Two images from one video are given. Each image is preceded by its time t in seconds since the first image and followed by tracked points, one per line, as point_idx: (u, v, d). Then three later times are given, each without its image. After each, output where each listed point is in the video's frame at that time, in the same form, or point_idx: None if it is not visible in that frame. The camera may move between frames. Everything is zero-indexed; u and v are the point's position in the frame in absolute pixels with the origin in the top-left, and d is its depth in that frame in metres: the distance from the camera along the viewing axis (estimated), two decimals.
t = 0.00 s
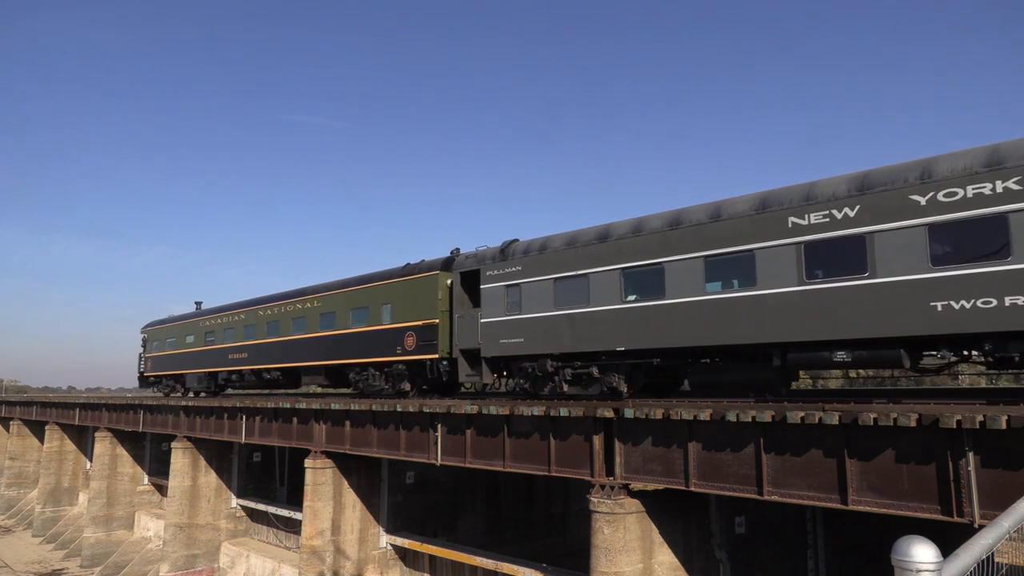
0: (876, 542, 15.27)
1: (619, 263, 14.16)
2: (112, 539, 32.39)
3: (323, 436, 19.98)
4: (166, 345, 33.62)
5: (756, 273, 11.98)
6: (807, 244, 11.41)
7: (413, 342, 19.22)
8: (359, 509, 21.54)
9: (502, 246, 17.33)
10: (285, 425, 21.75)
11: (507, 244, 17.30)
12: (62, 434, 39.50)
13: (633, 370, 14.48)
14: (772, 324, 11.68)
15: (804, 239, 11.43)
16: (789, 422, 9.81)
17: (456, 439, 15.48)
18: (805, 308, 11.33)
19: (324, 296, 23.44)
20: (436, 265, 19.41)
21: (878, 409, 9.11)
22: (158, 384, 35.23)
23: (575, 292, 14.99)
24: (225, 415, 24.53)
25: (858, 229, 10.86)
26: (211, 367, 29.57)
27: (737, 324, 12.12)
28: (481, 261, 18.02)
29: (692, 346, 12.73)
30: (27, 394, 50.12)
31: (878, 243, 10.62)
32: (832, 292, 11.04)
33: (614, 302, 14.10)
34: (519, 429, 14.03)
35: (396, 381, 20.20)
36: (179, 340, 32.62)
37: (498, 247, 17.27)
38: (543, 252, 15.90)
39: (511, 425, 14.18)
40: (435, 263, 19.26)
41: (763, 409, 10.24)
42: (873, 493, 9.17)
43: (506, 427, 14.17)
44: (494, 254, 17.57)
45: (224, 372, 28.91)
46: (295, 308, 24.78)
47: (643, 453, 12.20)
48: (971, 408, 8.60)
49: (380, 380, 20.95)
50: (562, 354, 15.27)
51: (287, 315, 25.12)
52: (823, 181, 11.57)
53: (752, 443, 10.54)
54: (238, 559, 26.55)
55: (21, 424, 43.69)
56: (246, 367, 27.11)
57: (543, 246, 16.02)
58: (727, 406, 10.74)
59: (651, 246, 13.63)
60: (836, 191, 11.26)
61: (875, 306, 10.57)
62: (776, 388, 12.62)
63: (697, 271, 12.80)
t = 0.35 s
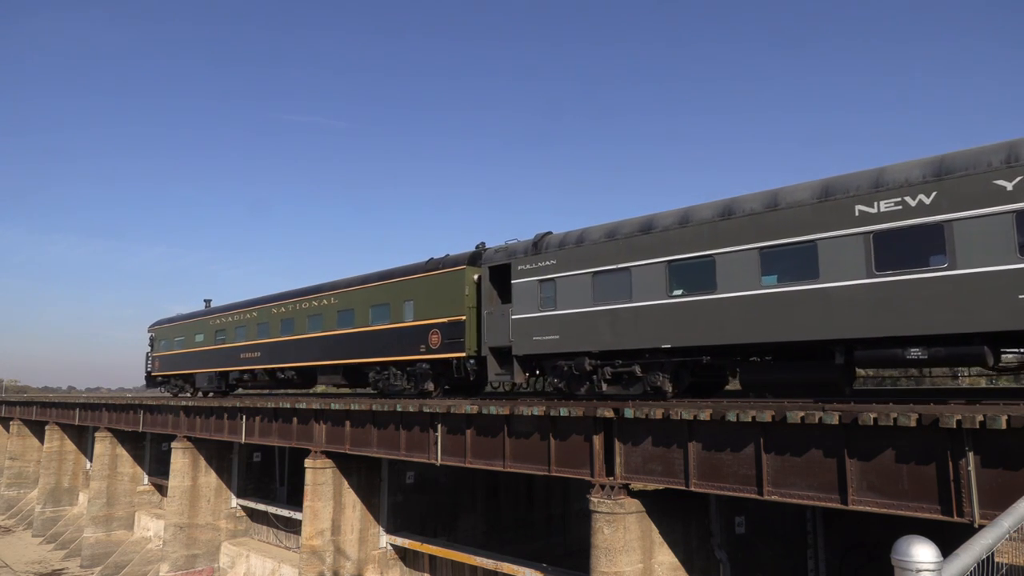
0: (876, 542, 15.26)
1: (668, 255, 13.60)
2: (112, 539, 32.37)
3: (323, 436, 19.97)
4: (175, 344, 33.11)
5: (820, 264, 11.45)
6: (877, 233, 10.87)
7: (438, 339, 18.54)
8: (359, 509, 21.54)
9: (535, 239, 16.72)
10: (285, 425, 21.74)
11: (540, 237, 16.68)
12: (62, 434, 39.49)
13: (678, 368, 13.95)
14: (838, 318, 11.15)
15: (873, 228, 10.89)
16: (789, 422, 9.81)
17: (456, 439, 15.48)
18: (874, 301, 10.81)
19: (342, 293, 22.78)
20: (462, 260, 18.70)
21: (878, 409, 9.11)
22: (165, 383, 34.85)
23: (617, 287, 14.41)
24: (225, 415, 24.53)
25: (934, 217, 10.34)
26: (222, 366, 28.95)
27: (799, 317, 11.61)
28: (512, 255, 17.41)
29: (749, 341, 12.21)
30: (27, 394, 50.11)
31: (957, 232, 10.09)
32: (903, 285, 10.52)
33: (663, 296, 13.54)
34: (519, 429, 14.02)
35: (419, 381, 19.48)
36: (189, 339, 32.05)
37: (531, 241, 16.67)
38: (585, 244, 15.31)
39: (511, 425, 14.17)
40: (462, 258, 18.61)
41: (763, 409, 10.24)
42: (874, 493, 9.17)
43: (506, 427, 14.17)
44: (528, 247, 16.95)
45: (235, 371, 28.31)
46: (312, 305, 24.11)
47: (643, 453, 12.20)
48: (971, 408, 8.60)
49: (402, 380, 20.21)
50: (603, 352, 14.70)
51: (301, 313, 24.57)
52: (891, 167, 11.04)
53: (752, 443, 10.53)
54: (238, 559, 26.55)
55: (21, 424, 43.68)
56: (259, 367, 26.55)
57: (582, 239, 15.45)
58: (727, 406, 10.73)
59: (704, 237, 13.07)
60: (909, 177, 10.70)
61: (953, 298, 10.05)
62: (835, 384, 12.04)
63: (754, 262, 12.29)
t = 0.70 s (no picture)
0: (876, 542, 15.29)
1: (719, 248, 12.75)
2: (112, 539, 32.36)
3: (323, 436, 19.98)
4: (185, 343, 32.53)
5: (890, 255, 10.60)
6: (955, 222, 10.01)
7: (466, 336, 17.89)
8: (359, 509, 21.55)
9: (571, 231, 15.83)
10: (285, 425, 21.75)
11: (576, 229, 15.81)
12: (62, 434, 39.49)
13: (729, 367, 13.10)
14: (907, 313, 10.32)
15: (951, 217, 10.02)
16: (789, 421, 9.82)
17: (456, 439, 15.48)
18: (950, 295, 9.95)
19: (361, 290, 22.12)
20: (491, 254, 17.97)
21: (878, 409, 9.11)
22: (172, 384, 34.18)
23: (662, 281, 13.56)
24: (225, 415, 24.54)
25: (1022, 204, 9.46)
26: (235, 364, 28.32)
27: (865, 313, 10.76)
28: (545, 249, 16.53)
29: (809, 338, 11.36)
30: (27, 394, 50.12)
31: None
32: (984, 277, 9.66)
33: (714, 290, 12.70)
34: (519, 429, 14.03)
35: (444, 380, 18.80)
36: (200, 337, 31.47)
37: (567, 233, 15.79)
38: (626, 237, 14.45)
39: (511, 425, 14.18)
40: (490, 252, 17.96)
41: (763, 409, 10.25)
42: (874, 493, 9.18)
43: (506, 427, 14.18)
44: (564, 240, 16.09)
45: (248, 370, 27.74)
46: (329, 302, 23.46)
47: (643, 453, 12.21)
48: (971, 408, 8.61)
49: (425, 380, 19.50)
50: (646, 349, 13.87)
51: (318, 309, 23.93)
52: (973, 150, 10.15)
53: (753, 443, 10.54)
54: (238, 559, 26.55)
55: (21, 424, 43.69)
56: (274, 366, 25.89)
57: (623, 231, 14.59)
58: (727, 406, 10.74)
59: (759, 227, 12.23)
60: (993, 160, 9.81)
61: None
62: (904, 385, 11.12)
63: (816, 254, 11.43)
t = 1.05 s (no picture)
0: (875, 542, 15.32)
1: (777, 238, 11.90)
2: (112, 540, 32.35)
3: (323, 436, 19.97)
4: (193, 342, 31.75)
5: (974, 244, 9.75)
6: None
7: (495, 335, 17.05)
8: (359, 509, 21.54)
9: (610, 223, 14.90)
10: (285, 425, 21.75)
11: (617, 220, 14.89)
12: (62, 434, 39.48)
13: (786, 364, 12.33)
14: (992, 308, 9.49)
15: None
16: (789, 422, 9.82)
17: (456, 439, 15.48)
18: None
19: (382, 286, 21.21)
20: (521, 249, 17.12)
21: (878, 409, 9.11)
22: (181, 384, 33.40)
23: (712, 273, 12.70)
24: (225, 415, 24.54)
25: None
26: (246, 364, 27.57)
27: (945, 307, 9.93)
28: (582, 242, 15.57)
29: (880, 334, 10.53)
30: (28, 394, 50.17)
31: None
32: None
33: (773, 283, 11.85)
34: (519, 429, 14.03)
35: (471, 380, 17.93)
36: (209, 336, 30.59)
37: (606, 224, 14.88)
38: (672, 227, 13.57)
39: (511, 425, 14.18)
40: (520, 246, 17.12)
41: (763, 409, 10.25)
42: (873, 493, 9.17)
43: (506, 427, 14.18)
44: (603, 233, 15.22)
45: (260, 369, 26.83)
46: (347, 299, 22.54)
47: (643, 453, 12.20)
48: (971, 408, 8.61)
49: (450, 379, 18.67)
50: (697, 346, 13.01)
51: (335, 306, 23.12)
52: None
53: (753, 443, 10.54)
54: (238, 559, 26.55)
55: (21, 424, 43.69)
56: (287, 365, 25.06)
57: (668, 222, 13.69)
58: (727, 406, 10.73)
59: (822, 216, 11.38)
60: None
61: None
62: (983, 380, 10.60)
63: (888, 244, 10.57)
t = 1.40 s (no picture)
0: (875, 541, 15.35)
1: (843, 227, 11.02)
2: (112, 540, 32.34)
3: (323, 436, 19.97)
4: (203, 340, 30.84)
5: None
6: None
7: (527, 332, 16.06)
8: (359, 509, 21.54)
9: (654, 213, 13.91)
10: (285, 425, 21.74)
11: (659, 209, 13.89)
12: (62, 434, 39.47)
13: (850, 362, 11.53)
14: None
15: None
16: (789, 422, 9.82)
17: (457, 439, 15.48)
18: None
19: (403, 282, 20.19)
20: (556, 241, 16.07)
21: (877, 409, 9.11)
22: (190, 384, 32.47)
23: (770, 266, 11.82)
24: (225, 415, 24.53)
25: None
26: (258, 364, 26.63)
27: None
28: (623, 234, 14.56)
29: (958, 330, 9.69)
30: (28, 394, 50.19)
31: None
32: None
33: (838, 276, 10.98)
34: (519, 429, 14.03)
35: (501, 379, 16.89)
36: (220, 334, 29.60)
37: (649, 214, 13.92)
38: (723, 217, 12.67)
39: (511, 425, 14.18)
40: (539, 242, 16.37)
41: (763, 409, 10.24)
42: (874, 493, 9.17)
43: (506, 427, 14.17)
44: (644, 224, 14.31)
45: (275, 369, 25.85)
46: (368, 296, 21.48)
47: (643, 453, 12.20)
48: (971, 408, 8.61)
49: (478, 379, 17.60)
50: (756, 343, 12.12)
51: (352, 303, 22.18)
52: None
53: (752, 443, 10.54)
54: (238, 559, 26.55)
55: (21, 424, 43.69)
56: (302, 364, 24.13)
57: (719, 212, 12.77)
58: (727, 406, 10.73)
59: (894, 203, 10.51)
60: None
61: None
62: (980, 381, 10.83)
63: (970, 235, 9.67)
